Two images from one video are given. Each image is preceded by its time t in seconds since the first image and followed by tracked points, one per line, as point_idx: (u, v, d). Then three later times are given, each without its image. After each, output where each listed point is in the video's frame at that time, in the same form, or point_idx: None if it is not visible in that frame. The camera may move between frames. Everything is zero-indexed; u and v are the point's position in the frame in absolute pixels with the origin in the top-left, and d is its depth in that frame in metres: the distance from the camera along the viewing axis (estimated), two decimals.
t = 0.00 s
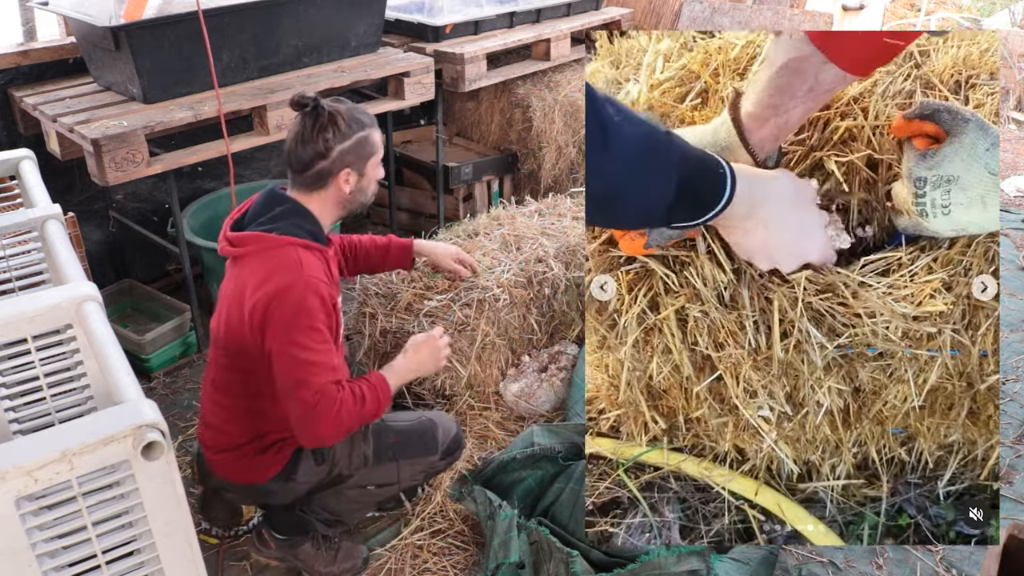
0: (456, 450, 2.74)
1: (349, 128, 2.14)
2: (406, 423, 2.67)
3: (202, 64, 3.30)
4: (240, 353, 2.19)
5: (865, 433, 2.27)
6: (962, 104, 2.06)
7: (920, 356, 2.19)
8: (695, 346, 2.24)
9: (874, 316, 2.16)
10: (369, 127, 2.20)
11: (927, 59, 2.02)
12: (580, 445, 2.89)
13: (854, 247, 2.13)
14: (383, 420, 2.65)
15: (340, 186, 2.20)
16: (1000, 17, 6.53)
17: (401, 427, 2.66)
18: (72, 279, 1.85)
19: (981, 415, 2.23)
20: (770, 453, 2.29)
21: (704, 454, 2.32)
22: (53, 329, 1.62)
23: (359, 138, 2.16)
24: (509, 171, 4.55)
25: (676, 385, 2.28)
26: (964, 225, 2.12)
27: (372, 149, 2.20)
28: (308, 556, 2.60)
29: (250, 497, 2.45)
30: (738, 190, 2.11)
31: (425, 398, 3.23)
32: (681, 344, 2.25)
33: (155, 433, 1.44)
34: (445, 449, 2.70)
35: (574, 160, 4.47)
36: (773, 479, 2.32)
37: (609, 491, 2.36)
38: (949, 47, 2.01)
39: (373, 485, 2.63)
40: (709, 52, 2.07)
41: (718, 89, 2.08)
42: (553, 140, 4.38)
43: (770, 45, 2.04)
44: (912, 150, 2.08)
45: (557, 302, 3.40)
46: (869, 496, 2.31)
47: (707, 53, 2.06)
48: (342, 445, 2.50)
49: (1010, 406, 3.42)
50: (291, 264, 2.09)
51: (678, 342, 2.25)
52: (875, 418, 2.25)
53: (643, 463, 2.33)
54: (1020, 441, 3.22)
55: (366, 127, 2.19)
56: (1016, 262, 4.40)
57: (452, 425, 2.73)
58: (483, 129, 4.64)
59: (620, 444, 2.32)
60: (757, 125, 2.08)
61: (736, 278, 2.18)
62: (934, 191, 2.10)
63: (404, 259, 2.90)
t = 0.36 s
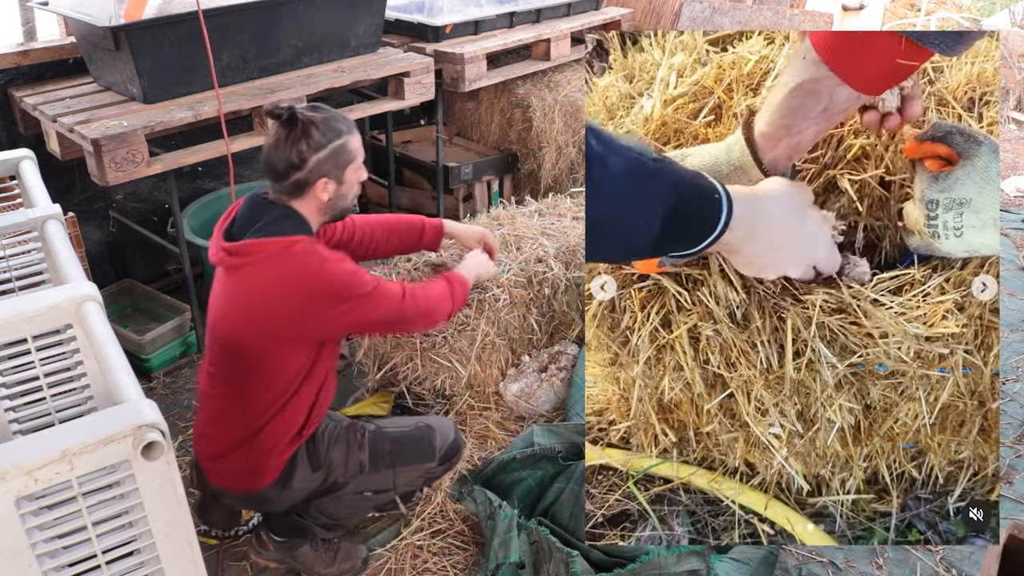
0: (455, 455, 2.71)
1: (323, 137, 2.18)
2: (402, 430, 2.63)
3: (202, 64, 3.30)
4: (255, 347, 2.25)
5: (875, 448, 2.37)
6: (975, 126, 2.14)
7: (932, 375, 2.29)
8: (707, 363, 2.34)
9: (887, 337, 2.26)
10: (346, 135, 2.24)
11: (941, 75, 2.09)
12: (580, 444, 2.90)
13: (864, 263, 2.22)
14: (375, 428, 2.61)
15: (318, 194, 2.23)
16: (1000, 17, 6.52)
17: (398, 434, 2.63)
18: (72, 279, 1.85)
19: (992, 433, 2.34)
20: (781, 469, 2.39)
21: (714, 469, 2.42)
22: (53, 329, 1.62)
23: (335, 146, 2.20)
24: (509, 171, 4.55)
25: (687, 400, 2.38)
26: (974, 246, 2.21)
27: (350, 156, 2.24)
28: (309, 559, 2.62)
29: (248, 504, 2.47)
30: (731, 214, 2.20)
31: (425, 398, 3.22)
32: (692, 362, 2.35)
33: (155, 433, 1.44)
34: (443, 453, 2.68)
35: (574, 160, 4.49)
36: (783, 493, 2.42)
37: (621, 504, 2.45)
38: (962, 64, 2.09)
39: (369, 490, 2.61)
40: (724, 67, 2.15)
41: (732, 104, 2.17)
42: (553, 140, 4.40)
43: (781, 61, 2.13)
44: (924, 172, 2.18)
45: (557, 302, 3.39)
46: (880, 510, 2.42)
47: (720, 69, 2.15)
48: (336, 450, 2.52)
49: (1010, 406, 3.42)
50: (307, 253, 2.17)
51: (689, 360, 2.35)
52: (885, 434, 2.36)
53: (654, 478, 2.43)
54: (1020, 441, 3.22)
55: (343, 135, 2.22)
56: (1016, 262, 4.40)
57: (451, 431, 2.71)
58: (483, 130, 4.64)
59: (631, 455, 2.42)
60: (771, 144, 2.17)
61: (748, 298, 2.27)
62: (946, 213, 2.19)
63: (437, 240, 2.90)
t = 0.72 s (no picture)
0: (462, 454, 2.74)
1: (380, 132, 2.14)
2: (412, 424, 2.67)
3: (202, 64, 3.29)
4: (277, 320, 2.30)
5: (875, 451, 2.38)
6: (977, 129, 2.15)
7: (932, 378, 2.30)
8: (707, 365, 2.33)
9: (887, 340, 2.27)
10: (402, 132, 2.18)
11: (944, 78, 2.10)
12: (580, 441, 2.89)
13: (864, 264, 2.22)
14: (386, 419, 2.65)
15: (365, 184, 2.21)
16: (1001, 17, 6.50)
17: (409, 429, 2.66)
18: (72, 279, 1.85)
19: (993, 436, 2.35)
20: (781, 471, 2.40)
21: (715, 471, 2.42)
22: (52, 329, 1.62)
23: (389, 142, 2.16)
24: (509, 171, 4.54)
25: (687, 401, 2.38)
26: (975, 250, 2.21)
27: (402, 153, 2.19)
28: (312, 557, 2.62)
29: (251, 491, 2.46)
30: (641, 197, 2.19)
31: (425, 398, 3.22)
32: (692, 363, 2.34)
33: (155, 433, 1.44)
34: (450, 452, 2.71)
35: (574, 161, 4.54)
36: (783, 495, 2.43)
37: (621, 505, 2.46)
38: (966, 66, 2.09)
39: (376, 485, 2.63)
40: (727, 68, 2.14)
41: (733, 106, 2.15)
42: (553, 140, 4.51)
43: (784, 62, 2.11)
44: (926, 175, 2.17)
45: (557, 302, 3.37)
46: (880, 513, 2.43)
47: (723, 70, 2.14)
48: (346, 438, 2.53)
49: (1010, 405, 3.42)
50: (343, 233, 2.24)
51: (689, 361, 2.34)
52: (886, 437, 2.36)
53: (654, 479, 2.44)
54: (1020, 441, 3.22)
55: (399, 131, 2.17)
56: (1016, 262, 4.40)
57: (460, 431, 2.73)
58: (483, 130, 4.64)
59: (631, 455, 2.43)
60: (769, 145, 2.16)
61: (747, 300, 2.27)
62: (947, 217, 2.19)
63: (450, 242, 2.97)
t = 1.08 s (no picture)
0: (457, 456, 2.73)
1: (342, 130, 2.21)
2: (401, 429, 2.65)
3: (202, 64, 3.29)
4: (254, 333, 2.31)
5: (877, 454, 2.38)
6: (984, 133, 2.14)
7: (934, 383, 2.30)
8: (709, 366, 2.34)
9: (891, 344, 2.26)
10: (365, 129, 2.26)
11: (950, 80, 2.08)
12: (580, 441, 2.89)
13: (870, 267, 2.21)
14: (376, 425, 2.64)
15: (332, 185, 2.27)
16: (1001, 16, 6.48)
17: (397, 434, 2.64)
18: (72, 279, 1.85)
19: (994, 441, 2.35)
20: (782, 474, 2.41)
21: (715, 472, 2.43)
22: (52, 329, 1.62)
23: (352, 140, 2.23)
24: (509, 171, 4.56)
25: (688, 403, 2.39)
26: (982, 254, 2.20)
27: (367, 150, 2.27)
28: (309, 559, 2.63)
29: (247, 496, 2.52)
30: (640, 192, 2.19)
31: (425, 398, 3.24)
32: (694, 365, 2.35)
33: (155, 433, 1.44)
34: (443, 455, 2.69)
35: (574, 160, 4.48)
36: (783, 497, 2.44)
37: (621, 505, 2.47)
38: (971, 68, 2.08)
39: (368, 490, 2.64)
40: (732, 68, 2.14)
41: (738, 107, 2.15)
42: (553, 140, 4.45)
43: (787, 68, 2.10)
44: (935, 179, 2.16)
45: (557, 303, 3.37)
46: (881, 516, 2.43)
47: (729, 70, 2.14)
48: (335, 447, 2.54)
49: (1010, 406, 3.42)
50: (308, 242, 2.21)
51: (691, 362, 2.35)
52: (888, 440, 2.36)
53: (655, 479, 2.45)
54: (1020, 441, 3.22)
55: (362, 128, 2.25)
56: (1016, 262, 4.40)
57: (451, 432, 2.71)
58: (483, 129, 4.64)
59: (632, 455, 2.44)
60: (773, 148, 2.16)
61: (750, 304, 2.27)
62: (954, 222, 2.19)
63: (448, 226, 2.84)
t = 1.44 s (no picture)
0: (457, 454, 2.73)
1: (304, 129, 2.17)
2: (402, 428, 2.65)
3: (202, 64, 3.29)
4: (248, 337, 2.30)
5: (883, 480, 2.37)
6: (992, 170, 2.16)
7: (941, 415, 2.29)
8: (718, 397, 2.34)
9: (898, 377, 2.26)
10: (330, 124, 2.21)
11: (959, 111, 2.11)
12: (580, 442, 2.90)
13: (878, 297, 2.23)
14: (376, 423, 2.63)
15: (303, 186, 2.24)
16: (1001, 17, 6.48)
17: (398, 432, 2.64)
18: (72, 279, 1.85)
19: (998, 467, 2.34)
20: (788, 499, 2.40)
21: (720, 487, 2.42)
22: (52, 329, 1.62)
23: (317, 138, 2.19)
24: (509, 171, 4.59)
25: (697, 429, 2.38)
26: (988, 279, 2.22)
27: (334, 145, 2.23)
28: (309, 557, 2.64)
29: (248, 499, 2.52)
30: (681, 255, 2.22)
31: (425, 398, 3.22)
32: (704, 395, 2.35)
33: (155, 433, 1.44)
34: (443, 452, 2.69)
35: (573, 160, 4.56)
36: (789, 518, 2.42)
37: (628, 521, 2.45)
38: (980, 101, 2.10)
39: (370, 489, 2.63)
40: (743, 95, 2.15)
41: (749, 135, 2.17)
42: (553, 140, 4.46)
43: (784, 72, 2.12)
44: (942, 216, 2.19)
45: (557, 302, 3.40)
46: (885, 538, 2.41)
47: (739, 98, 2.15)
48: (337, 447, 2.55)
49: (1010, 406, 3.42)
50: (291, 239, 2.20)
51: (701, 391, 2.35)
52: (894, 466, 2.35)
53: (663, 497, 2.43)
54: (1020, 441, 3.22)
55: (326, 123, 2.20)
56: (1016, 262, 4.40)
57: (451, 429, 2.71)
58: (483, 130, 4.65)
59: (639, 474, 2.42)
60: (782, 186, 2.19)
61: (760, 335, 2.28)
62: (963, 260, 2.20)
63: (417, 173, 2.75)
